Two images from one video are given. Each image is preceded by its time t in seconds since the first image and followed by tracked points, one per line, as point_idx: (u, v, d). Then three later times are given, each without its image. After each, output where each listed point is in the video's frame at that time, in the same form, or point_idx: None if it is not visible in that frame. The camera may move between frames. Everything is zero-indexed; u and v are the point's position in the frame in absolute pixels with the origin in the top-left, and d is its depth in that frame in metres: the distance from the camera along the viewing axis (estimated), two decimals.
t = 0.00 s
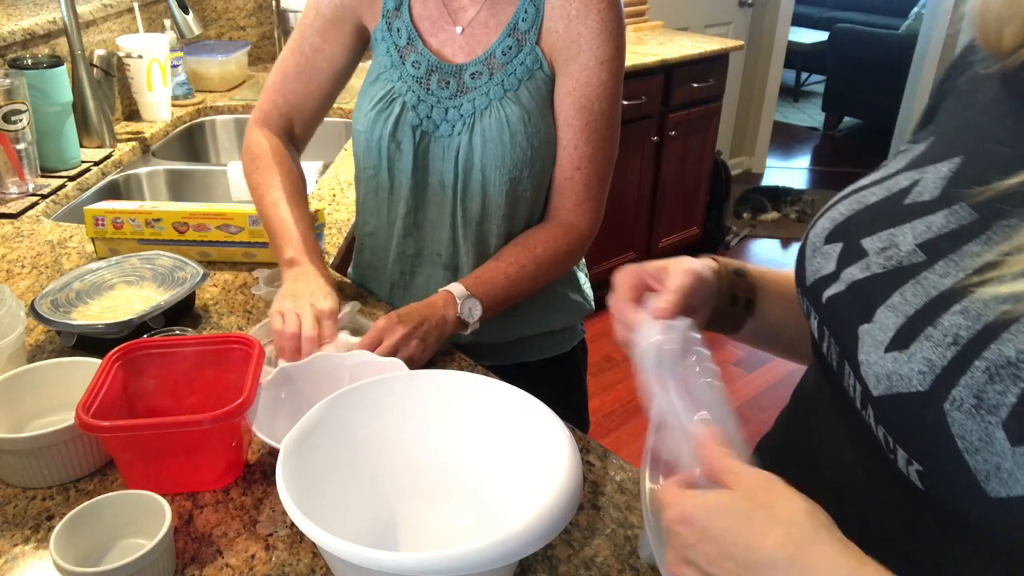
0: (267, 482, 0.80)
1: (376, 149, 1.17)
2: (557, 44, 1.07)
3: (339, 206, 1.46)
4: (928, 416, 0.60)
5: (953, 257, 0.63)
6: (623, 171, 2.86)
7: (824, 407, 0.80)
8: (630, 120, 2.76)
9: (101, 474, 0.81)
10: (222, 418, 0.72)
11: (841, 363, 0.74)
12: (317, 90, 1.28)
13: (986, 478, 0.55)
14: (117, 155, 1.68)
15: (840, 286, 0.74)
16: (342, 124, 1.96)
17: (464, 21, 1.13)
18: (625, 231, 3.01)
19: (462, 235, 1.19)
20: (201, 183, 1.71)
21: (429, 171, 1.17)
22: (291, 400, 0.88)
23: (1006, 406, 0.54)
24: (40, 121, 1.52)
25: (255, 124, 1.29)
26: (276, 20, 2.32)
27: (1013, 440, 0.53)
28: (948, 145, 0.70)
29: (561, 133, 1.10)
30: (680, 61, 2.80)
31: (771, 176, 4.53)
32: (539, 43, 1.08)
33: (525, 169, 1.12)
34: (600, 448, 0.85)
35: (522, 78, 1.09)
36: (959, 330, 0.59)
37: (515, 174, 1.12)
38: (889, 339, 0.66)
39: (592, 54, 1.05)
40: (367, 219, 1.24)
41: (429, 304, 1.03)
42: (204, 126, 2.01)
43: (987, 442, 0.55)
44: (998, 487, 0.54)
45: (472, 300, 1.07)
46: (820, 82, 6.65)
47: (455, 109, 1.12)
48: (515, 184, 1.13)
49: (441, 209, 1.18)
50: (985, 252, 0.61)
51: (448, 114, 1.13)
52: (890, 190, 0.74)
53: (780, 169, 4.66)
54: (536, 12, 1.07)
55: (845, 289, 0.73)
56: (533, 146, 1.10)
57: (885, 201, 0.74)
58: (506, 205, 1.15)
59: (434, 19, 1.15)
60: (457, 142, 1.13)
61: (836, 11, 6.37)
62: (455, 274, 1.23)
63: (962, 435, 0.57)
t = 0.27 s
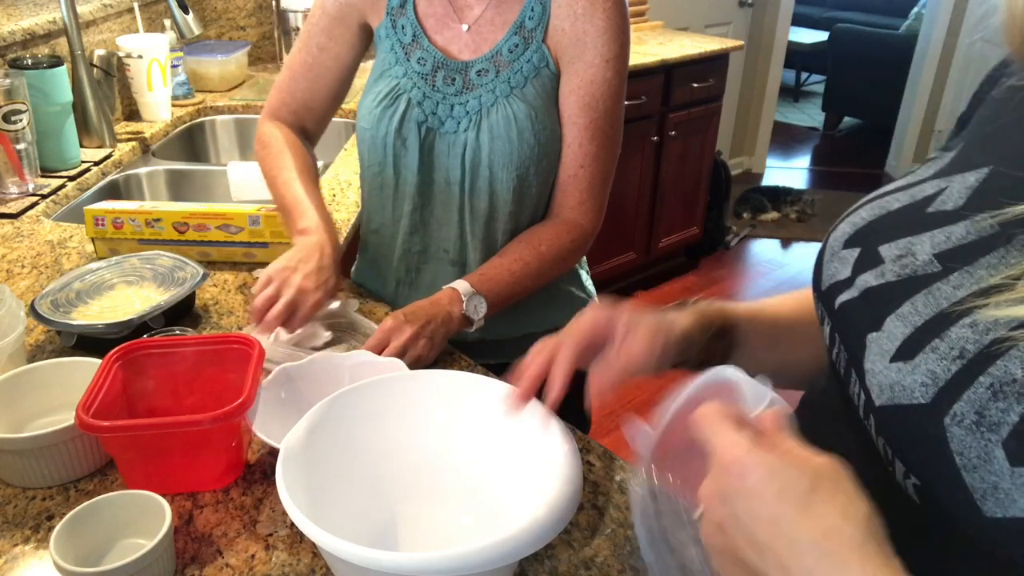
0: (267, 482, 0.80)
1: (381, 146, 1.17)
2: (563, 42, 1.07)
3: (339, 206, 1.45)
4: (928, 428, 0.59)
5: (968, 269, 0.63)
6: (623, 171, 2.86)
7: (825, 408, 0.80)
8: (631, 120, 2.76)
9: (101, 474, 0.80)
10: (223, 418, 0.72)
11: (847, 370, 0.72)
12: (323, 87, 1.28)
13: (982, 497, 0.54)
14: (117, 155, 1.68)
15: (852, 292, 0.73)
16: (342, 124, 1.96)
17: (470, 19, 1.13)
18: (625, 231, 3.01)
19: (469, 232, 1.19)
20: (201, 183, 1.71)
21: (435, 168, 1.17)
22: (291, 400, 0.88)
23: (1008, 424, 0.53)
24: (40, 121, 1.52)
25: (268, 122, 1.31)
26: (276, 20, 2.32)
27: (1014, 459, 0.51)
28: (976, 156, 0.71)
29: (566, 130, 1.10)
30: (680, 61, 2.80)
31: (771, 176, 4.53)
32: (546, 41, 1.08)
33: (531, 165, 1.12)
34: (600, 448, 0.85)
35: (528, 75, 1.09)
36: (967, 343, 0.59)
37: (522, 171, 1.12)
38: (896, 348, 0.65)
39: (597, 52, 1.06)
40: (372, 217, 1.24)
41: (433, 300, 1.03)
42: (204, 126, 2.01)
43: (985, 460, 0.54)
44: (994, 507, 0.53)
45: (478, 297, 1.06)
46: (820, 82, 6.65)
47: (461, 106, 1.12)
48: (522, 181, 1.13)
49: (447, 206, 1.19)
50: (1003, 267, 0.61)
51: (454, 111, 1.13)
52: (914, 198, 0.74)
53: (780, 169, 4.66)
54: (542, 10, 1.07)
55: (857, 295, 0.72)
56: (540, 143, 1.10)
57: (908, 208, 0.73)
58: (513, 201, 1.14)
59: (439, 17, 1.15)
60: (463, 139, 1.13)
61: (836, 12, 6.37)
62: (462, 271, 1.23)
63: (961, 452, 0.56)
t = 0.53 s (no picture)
0: (267, 482, 0.80)
1: (379, 143, 1.17)
2: (563, 45, 1.07)
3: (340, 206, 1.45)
4: (933, 449, 0.57)
5: (974, 280, 0.60)
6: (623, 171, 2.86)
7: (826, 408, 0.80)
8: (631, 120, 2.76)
9: (101, 474, 0.81)
10: (222, 418, 0.72)
11: (852, 381, 0.70)
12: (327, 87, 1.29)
13: (991, 521, 0.52)
14: (117, 155, 1.68)
15: (855, 302, 0.70)
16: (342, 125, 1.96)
17: (471, 17, 1.13)
18: (625, 231, 3.01)
19: (467, 230, 1.19)
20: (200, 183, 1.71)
21: (433, 166, 1.17)
22: (291, 400, 0.88)
23: (1017, 448, 0.51)
24: (40, 121, 1.52)
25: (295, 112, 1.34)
26: (276, 20, 2.32)
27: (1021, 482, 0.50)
28: (972, 160, 0.68)
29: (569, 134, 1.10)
30: (680, 61, 2.80)
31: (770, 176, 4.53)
32: (546, 43, 1.08)
33: (529, 166, 1.12)
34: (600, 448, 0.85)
35: (527, 76, 1.09)
36: (973, 362, 0.56)
37: (519, 171, 1.12)
38: (899, 365, 0.62)
39: (598, 56, 1.05)
40: (370, 213, 1.24)
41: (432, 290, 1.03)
42: (204, 126, 2.01)
43: (994, 484, 0.52)
44: (1001, 530, 0.51)
45: (476, 289, 1.06)
46: (820, 82, 6.65)
47: (459, 104, 1.12)
48: (519, 181, 1.13)
49: (444, 204, 1.19)
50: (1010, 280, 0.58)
51: (452, 109, 1.13)
52: (915, 204, 0.71)
53: (780, 169, 4.66)
54: (543, 12, 1.06)
55: (859, 305, 0.69)
56: (538, 143, 1.10)
57: (910, 214, 0.70)
58: (510, 201, 1.15)
59: (440, 15, 1.14)
60: (461, 137, 1.14)
61: (836, 12, 6.37)
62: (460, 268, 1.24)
63: (968, 474, 0.54)
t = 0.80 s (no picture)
0: (267, 481, 0.80)
1: (373, 141, 1.17)
2: (555, 47, 1.06)
3: (339, 205, 1.45)
4: (968, 488, 0.56)
5: (1005, 303, 0.59)
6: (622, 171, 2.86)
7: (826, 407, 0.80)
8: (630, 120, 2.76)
9: (101, 474, 0.81)
10: (222, 418, 0.72)
11: (874, 407, 0.70)
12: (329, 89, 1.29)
13: None
14: (117, 155, 1.68)
15: (875, 319, 0.70)
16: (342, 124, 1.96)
17: (463, 17, 1.13)
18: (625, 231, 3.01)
19: (459, 230, 1.19)
20: (200, 183, 1.71)
21: (425, 165, 1.17)
22: (290, 400, 0.88)
23: None
24: (40, 121, 1.52)
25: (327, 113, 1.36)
26: (276, 20, 2.32)
27: None
28: (994, 166, 0.66)
29: (569, 139, 1.09)
30: (680, 61, 2.80)
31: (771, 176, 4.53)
32: (538, 44, 1.08)
33: (521, 167, 1.12)
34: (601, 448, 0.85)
35: (518, 77, 1.09)
36: (1013, 398, 0.54)
37: (511, 172, 1.12)
38: (929, 395, 0.61)
39: (592, 58, 1.04)
40: (368, 212, 1.25)
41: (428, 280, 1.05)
42: (204, 126, 2.01)
43: None
44: None
45: (464, 281, 1.07)
46: (820, 82, 6.65)
47: (451, 104, 1.12)
48: (511, 182, 1.13)
49: (437, 204, 1.19)
50: None
51: (444, 109, 1.13)
52: (932, 211, 0.69)
53: (780, 169, 4.66)
54: (535, 13, 1.06)
55: (880, 323, 0.69)
56: (529, 144, 1.10)
57: (928, 225, 0.69)
58: (502, 202, 1.15)
59: (433, 16, 1.15)
60: (453, 137, 1.13)
61: (836, 12, 6.37)
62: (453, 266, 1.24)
63: (1011, 515, 0.52)
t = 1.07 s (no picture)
0: (267, 482, 0.80)
1: (374, 145, 1.17)
2: (559, 46, 1.07)
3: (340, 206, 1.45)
4: (993, 492, 0.54)
5: None
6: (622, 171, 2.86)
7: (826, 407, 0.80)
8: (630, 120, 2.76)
9: (101, 474, 0.81)
10: (222, 418, 0.72)
11: (897, 411, 0.66)
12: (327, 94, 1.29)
13: None
14: (117, 155, 1.68)
15: (905, 323, 0.68)
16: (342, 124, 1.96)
17: (462, 18, 1.13)
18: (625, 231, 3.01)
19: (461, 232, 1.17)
20: (200, 183, 1.70)
21: (428, 168, 1.17)
22: (290, 400, 0.88)
23: None
24: (40, 121, 1.52)
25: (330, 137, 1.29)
26: (276, 20, 2.32)
27: None
28: None
29: (575, 135, 1.09)
30: (680, 61, 2.80)
31: (771, 176, 4.53)
32: (540, 44, 1.08)
33: (525, 166, 1.12)
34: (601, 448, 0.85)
35: (520, 78, 1.09)
36: None
37: (514, 172, 1.12)
38: (957, 397, 0.60)
39: (598, 55, 1.05)
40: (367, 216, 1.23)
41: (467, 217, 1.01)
42: (204, 126, 2.01)
43: None
44: None
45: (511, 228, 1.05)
46: (820, 82, 6.65)
47: (453, 106, 1.12)
48: (515, 182, 1.13)
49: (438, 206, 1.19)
50: None
51: (446, 111, 1.13)
52: (970, 216, 0.70)
53: (780, 169, 4.66)
54: (536, 13, 1.07)
55: (909, 327, 0.67)
56: (532, 144, 1.11)
57: (965, 228, 0.69)
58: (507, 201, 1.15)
59: (432, 16, 1.15)
60: (455, 139, 1.13)
61: (836, 12, 6.37)
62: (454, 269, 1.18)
63: None
